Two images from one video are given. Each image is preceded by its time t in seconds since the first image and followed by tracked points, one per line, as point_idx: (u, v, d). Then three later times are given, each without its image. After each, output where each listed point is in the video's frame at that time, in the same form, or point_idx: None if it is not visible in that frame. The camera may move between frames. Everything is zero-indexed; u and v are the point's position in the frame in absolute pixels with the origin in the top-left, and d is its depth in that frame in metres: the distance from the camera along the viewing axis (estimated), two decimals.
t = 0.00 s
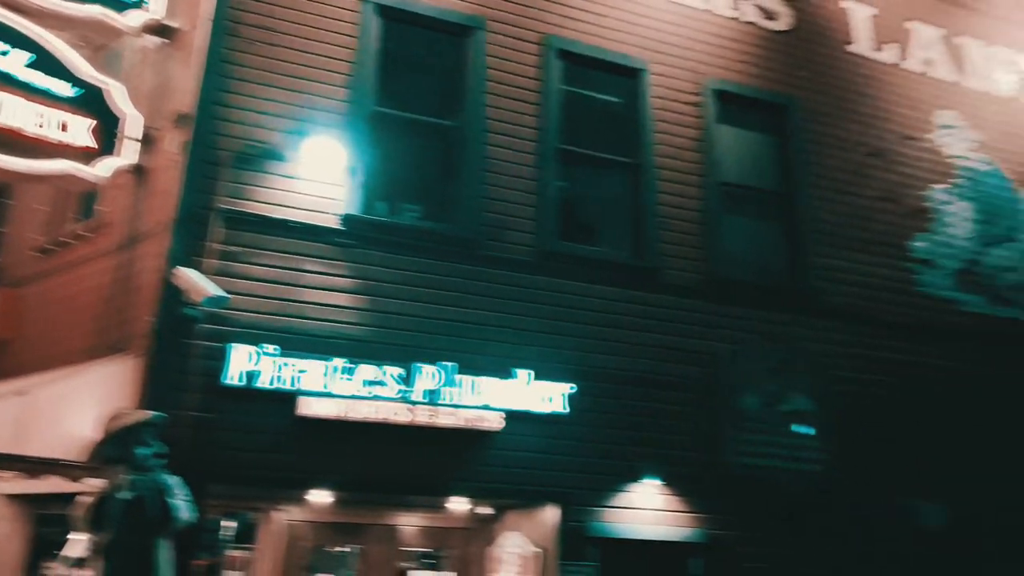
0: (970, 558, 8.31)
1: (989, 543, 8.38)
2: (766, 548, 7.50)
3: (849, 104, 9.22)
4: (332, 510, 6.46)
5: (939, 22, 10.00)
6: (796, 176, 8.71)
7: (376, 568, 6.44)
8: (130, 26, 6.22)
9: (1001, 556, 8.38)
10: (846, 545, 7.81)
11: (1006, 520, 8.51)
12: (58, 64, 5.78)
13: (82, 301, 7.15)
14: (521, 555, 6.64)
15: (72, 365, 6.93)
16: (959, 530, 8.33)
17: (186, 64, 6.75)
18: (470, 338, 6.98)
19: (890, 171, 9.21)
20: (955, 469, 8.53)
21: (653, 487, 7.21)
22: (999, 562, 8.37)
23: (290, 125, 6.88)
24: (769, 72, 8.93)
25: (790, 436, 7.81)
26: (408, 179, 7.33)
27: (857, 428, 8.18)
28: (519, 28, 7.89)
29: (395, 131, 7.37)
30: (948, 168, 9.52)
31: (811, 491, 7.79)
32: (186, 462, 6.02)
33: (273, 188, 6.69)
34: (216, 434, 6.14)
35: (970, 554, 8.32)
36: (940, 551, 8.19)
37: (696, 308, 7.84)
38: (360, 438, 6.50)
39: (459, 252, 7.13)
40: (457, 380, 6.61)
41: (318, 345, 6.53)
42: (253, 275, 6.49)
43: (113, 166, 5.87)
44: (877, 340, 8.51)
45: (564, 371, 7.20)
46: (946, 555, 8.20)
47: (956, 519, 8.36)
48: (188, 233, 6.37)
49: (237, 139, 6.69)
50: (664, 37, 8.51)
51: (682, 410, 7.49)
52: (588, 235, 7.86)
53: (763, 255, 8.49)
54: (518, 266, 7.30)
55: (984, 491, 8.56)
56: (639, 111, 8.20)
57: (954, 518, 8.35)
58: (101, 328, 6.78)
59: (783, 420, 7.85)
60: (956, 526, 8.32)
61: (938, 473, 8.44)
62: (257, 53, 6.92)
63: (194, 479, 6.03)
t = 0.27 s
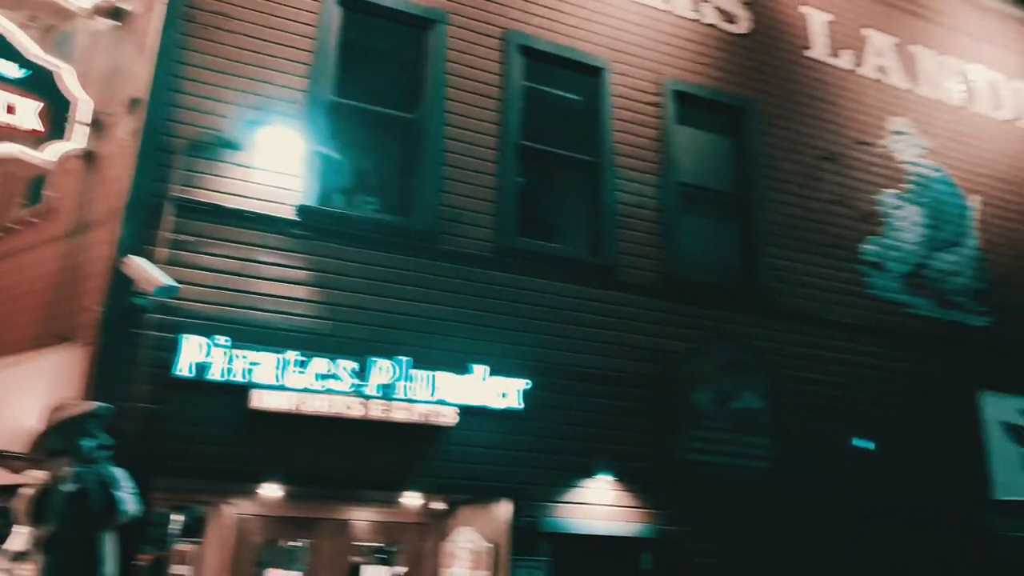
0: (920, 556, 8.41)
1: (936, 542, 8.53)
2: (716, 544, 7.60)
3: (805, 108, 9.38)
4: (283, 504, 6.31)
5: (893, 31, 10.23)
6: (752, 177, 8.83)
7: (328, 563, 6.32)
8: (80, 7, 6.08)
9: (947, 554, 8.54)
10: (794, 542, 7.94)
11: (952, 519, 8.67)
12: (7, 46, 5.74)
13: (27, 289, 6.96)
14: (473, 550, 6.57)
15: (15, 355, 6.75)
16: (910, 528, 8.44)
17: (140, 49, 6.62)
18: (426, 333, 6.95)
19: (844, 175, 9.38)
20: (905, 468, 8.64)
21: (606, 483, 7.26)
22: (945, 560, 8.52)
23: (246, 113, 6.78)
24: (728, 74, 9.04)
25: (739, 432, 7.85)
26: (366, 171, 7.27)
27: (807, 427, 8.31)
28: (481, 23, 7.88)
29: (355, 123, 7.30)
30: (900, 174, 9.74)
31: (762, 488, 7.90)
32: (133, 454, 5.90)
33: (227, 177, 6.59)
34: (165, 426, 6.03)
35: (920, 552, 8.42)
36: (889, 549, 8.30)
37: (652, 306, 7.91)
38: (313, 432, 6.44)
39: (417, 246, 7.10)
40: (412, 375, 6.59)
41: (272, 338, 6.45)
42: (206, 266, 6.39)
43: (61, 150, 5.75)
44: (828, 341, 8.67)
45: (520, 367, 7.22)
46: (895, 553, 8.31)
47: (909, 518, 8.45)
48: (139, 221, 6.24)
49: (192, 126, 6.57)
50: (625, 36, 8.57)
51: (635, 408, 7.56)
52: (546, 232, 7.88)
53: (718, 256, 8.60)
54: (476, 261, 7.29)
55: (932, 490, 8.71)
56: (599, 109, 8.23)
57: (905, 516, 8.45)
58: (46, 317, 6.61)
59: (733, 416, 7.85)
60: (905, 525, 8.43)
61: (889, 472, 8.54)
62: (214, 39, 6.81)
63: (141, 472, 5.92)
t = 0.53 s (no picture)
0: (864, 553, 8.60)
1: (880, 539, 8.73)
2: (667, 540, 7.68)
3: (762, 111, 9.51)
4: (234, 499, 6.57)
5: (848, 38, 10.43)
6: (709, 177, 8.93)
7: (278, 557, 6.54)
8: None
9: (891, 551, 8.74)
10: (744, 538, 8.05)
11: (895, 517, 8.89)
12: None
13: None
14: (425, 545, 6.63)
15: None
16: (853, 526, 8.64)
17: (92, 32, 6.48)
18: (382, 326, 6.91)
19: (798, 178, 9.54)
20: (849, 466, 8.85)
21: (559, 479, 7.30)
22: (888, 557, 8.72)
23: (201, 100, 6.66)
24: (687, 75, 9.13)
25: (688, 428, 7.87)
26: (323, 162, 7.20)
27: (759, 425, 8.43)
28: (443, 17, 7.86)
29: (312, 113, 7.22)
30: (852, 178, 9.94)
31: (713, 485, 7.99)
32: (77, 445, 5.76)
33: (180, 164, 6.48)
34: (112, 417, 5.91)
35: (864, 549, 8.62)
36: (834, 546, 8.48)
37: (608, 303, 7.98)
38: (265, 425, 6.36)
39: (373, 239, 7.05)
40: (366, 368, 6.55)
41: (224, 329, 6.35)
42: (157, 255, 6.28)
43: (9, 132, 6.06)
44: (779, 340, 8.82)
45: (475, 362, 7.22)
46: (839, 550, 8.49)
47: (850, 516, 8.68)
48: (87, 207, 6.10)
49: (144, 112, 6.44)
50: (587, 34, 8.61)
51: (590, 404, 7.62)
52: (505, 228, 7.88)
53: (674, 255, 8.70)
54: (433, 255, 7.27)
55: (877, 489, 8.90)
56: (560, 106, 8.26)
57: (847, 513, 8.67)
58: None
59: (684, 413, 7.88)
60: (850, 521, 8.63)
61: (834, 471, 8.75)
62: (169, 24, 6.69)
63: (86, 464, 5.78)
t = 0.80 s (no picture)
0: (812, 549, 8.78)
1: (828, 536, 8.92)
2: (620, 536, 7.74)
3: (721, 113, 9.64)
4: (185, 491, 6.48)
5: (806, 43, 10.61)
6: (668, 177, 9.02)
7: (229, 551, 6.50)
8: None
9: (838, 548, 8.94)
10: (696, 534, 8.16)
11: (843, 514, 9.08)
12: None
13: None
14: (378, 540, 6.69)
15: None
16: (803, 523, 8.80)
17: (44, 15, 6.34)
18: (338, 320, 6.86)
19: (755, 180, 9.68)
20: (802, 464, 8.99)
21: (514, 474, 7.33)
22: (835, 553, 8.92)
23: (156, 86, 6.54)
24: (648, 75, 9.20)
25: (644, 425, 7.91)
26: (281, 152, 7.12)
27: (712, 422, 8.54)
28: (405, 10, 7.83)
29: (272, 103, 7.13)
30: (808, 181, 10.11)
31: (667, 482, 8.08)
32: (22, 437, 5.64)
33: (133, 151, 6.35)
34: (58, 408, 5.79)
35: (812, 546, 8.79)
36: (784, 542, 8.63)
37: (566, 300, 8.01)
38: (217, 418, 6.27)
39: (331, 232, 7.00)
40: (322, 362, 6.50)
41: (176, 320, 6.25)
42: (109, 244, 6.16)
43: None
44: (734, 340, 8.94)
45: (432, 357, 7.20)
46: (789, 546, 8.65)
47: (801, 513, 8.83)
48: (36, 193, 5.97)
49: (97, 97, 6.31)
50: (550, 32, 8.63)
51: (546, 401, 7.64)
52: (464, 223, 7.87)
53: (632, 253, 8.77)
54: (392, 250, 7.24)
55: (827, 487, 9.08)
56: (521, 103, 8.28)
57: (797, 510, 8.82)
58: None
59: (640, 410, 7.94)
60: (800, 518, 8.79)
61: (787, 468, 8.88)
62: (124, 8, 6.57)
63: (30, 455, 5.66)
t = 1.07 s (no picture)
0: (764, 545, 8.93)
1: (780, 532, 9.07)
2: (575, 531, 7.79)
3: (682, 114, 9.74)
4: (136, 485, 6.39)
5: (766, 47, 10.77)
6: (629, 175, 9.09)
7: (180, 545, 6.46)
8: None
9: (789, 544, 9.11)
10: (650, 530, 8.25)
11: (794, 511, 9.25)
12: None
13: None
14: (332, 534, 6.63)
15: None
16: (755, 519, 8.94)
17: None
18: (295, 313, 6.80)
19: (714, 181, 9.80)
20: (756, 461, 9.14)
21: (470, 469, 7.33)
22: (786, 549, 9.08)
23: (111, 72, 6.42)
24: (611, 74, 9.26)
25: (603, 422, 8.03)
26: (239, 142, 7.03)
27: (668, 420, 8.63)
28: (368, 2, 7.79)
29: (231, 92, 7.03)
30: (765, 183, 10.27)
31: (623, 478, 8.14)
32: None
33: (86, 138, 6.23)
34: (3, 399, 5.67)
35: (764, 541, 8.94)
36: (736, 538, 8.77)
37: (525, 297, 8.04)
38: (169, 410, 6.18)
39: (289, 224, 6.94)
40: (277, 355, 6.42)
41: (128, 311, 6.15)
42: (59, 232, 6.04)
43: None
44: (690, 338, 9.06)
45: (390, 351, 7.17)
46: (741, 542, 8.78)
47: (754, 510, 8.97)
48: None
49: (50, 81, 6.17)
50: (514, 28, 8.64)
51: (504, 397, 7.66)
52: (424, 217, 7.85)
53: (592, 251, 8.83)
54: (350, 243, 7.19)
55: (780, 484, 9.23)
56: (484, 98, 8.28)
57: (750, 507, 8.96)
58: None
59: (598, 407, 8.03)
60: (752, 515, 8.94)
61: (740, 465, 9.01)
62: None
63: None
